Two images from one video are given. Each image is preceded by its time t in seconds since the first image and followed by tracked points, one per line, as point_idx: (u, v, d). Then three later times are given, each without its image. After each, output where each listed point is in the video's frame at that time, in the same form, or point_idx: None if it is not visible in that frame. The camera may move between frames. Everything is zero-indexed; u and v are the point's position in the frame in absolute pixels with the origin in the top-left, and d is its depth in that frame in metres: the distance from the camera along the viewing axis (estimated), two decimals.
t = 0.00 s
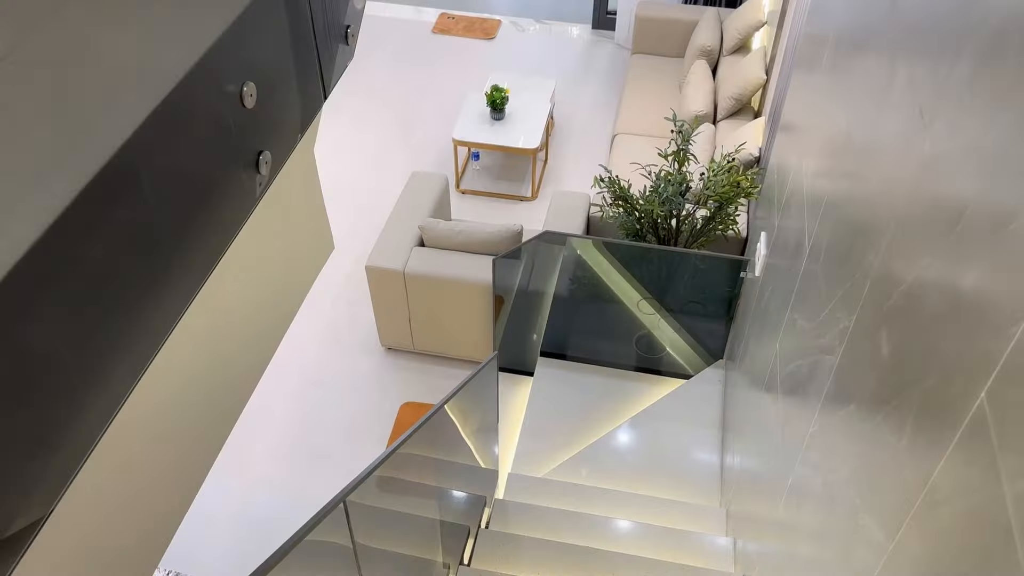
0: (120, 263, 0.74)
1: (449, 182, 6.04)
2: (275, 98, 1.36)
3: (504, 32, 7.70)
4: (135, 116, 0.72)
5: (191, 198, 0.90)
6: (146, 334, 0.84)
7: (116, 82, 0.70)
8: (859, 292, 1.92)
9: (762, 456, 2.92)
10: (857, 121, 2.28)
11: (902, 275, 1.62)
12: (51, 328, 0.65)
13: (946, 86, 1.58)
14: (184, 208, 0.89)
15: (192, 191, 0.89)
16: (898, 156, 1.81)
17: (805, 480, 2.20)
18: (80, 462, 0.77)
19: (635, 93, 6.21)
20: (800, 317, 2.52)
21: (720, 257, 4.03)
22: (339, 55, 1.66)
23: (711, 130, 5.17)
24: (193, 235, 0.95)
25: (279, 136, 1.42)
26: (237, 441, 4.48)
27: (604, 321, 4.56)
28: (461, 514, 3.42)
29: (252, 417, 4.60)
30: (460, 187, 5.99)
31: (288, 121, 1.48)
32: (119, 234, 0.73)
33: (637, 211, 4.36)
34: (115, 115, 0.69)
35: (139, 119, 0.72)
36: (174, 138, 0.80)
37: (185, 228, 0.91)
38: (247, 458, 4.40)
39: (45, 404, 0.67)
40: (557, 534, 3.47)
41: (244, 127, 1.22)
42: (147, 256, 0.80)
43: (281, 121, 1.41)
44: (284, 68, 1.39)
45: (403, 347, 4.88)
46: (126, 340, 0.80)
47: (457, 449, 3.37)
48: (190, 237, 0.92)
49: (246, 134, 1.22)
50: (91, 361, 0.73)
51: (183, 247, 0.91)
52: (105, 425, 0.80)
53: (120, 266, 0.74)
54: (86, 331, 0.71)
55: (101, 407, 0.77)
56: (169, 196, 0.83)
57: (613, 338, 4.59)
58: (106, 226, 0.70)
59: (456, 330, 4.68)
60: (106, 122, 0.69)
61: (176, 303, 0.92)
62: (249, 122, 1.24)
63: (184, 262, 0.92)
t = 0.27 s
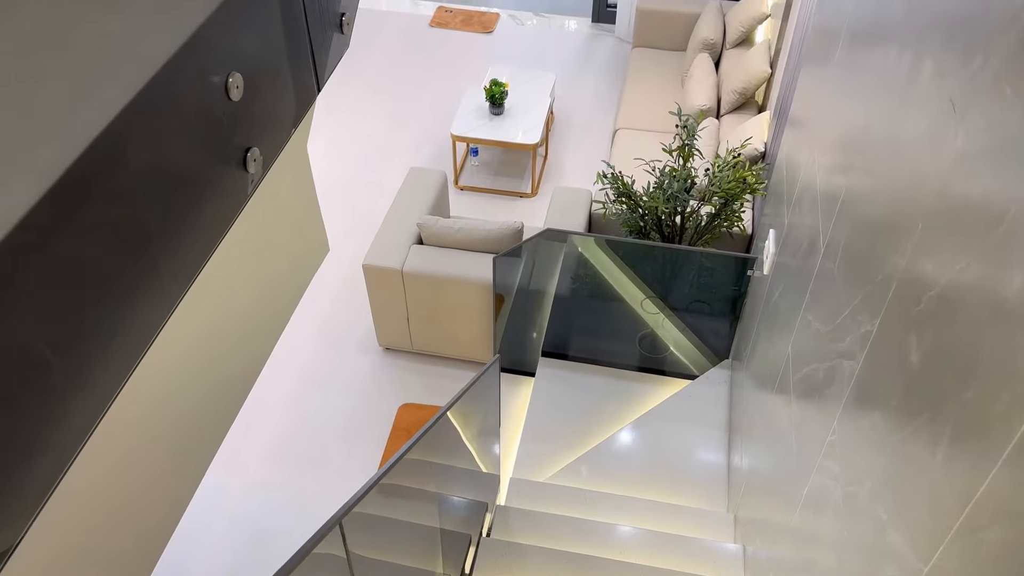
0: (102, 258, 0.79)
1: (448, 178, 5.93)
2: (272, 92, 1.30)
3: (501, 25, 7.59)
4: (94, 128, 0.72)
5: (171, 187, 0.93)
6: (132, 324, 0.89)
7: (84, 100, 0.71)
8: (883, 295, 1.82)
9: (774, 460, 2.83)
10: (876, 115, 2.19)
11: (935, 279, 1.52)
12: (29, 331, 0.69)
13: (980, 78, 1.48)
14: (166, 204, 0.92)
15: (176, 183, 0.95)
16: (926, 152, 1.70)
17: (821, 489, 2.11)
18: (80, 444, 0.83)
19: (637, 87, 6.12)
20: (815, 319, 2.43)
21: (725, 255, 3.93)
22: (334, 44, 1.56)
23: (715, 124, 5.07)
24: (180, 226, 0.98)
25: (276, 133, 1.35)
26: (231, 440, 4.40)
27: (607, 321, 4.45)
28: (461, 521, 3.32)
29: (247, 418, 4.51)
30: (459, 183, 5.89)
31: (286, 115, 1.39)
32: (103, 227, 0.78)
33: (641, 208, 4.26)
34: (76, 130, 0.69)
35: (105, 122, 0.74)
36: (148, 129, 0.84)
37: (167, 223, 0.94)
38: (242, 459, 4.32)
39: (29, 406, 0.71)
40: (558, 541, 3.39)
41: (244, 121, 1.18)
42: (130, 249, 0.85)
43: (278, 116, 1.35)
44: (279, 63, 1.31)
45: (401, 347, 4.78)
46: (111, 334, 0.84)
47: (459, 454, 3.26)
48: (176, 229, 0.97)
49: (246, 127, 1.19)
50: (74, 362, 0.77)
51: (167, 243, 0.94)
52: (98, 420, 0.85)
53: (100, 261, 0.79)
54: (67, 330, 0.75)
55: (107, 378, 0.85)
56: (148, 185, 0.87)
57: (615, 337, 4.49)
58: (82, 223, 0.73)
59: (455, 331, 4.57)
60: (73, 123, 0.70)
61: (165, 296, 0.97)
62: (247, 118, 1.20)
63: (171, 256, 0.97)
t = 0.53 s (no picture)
0: (78, 271, 0.84)
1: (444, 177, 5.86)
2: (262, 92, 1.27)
3: (497, 22, 7.51)
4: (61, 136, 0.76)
5: (150, 196, 0.98)
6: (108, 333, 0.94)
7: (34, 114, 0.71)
8: (895, 306, 1.75)
9: (778, 469, 2.76)
10: (885, 117, 2.11)
11: (954, 291, 1.45)
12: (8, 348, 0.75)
13: (1002, 81, 1.40)
14: (146, 208, 0.97)
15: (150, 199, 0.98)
16: (943, 157, 1.63)
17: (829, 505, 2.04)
18: (64, 449, 0.90)
19: (635, 84, 6.04)
20: (822, 327, 2.36)
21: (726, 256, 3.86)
22: (322, 45, 1.48)
23: (715, 123, 4.99)
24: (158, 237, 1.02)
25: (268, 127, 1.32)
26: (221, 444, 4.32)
27: (606, 323, 4.38)
28: (458, 531, 3.26)
29: (241, 423, 4.42)
30: (455, 182, 5.81)
31: (278, 112, 1.35)
32: (80, 241, 0.84)
33: (640, 208, 4.19)
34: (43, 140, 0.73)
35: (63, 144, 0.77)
36: (124, 136, 0.88)
37: (144, 233, 0.98)
38: (235, 464, 4.24)
39: (15, 419, 0.79)
40: (558, 550, 3.32)
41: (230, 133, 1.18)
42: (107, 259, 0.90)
43: (268, 115, 1.31)
44: (267, 65, 1.27)
45: (397, 350, 4.70)
46: (98, 332, 0.91)
47: (456, 463, 3.19)
48: (156, 233, 1.02)
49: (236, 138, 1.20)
50: (60, 366, 0.84)
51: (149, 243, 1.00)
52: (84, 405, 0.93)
53: (72, 273, 0.83)
54: (50, 342, 0.82)
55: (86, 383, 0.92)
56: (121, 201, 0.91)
57: (615, 340, 4.41)
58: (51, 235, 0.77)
59: (451, 334, 4.50)
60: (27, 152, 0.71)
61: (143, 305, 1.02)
62: (235, 123, 1.19)
63: (157, 257, 1.03)
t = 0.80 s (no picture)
0: (38, 266, 0.77)
1: (437, 175, 5.75)
2: (234, 79, 1.17)
3: (492, 18, 7.40)
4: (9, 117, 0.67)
5: (118, 187, 0.91)
6: (58, 339, 0.85)
7: None
8: (909, 310, 1.65)
9: (782, 477, 2.66)
10: (893, 110, 2.02)
11: (976, 295, 1.35)
12: None
13: None
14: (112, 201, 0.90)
15: (106, 192, 0.89)
16: (961, 151, 1.53)
17: (836, 519, 1.94)
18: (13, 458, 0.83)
19: (633, 80, 5.93)
20: (828, 329, 2.26)
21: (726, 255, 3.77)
22: (296, 32, 1.37)
23: (714, 119, 4.89)
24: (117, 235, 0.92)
25: (242, 118, 1.22)
26: (209, 448, 4.21)
27: (603, 323, 4.28)
28: (452, 538, 3.17)
29: (229, 427, 4.32)
30: (449, 180, 5.71)
31: (252, 101, 1.25)
32: (38, 233, 0.76)
33: (638, 206, 4.08)
34: None
35: (22, 117, 0.69)
36: (88, 118, 0.81)
37: (105, 231, 0.90)
38: (223, 468, 4.14)
39: None
40: (555, 558, 3.23)
41: (199, 123, 1.08)
42: (56, 254, 0.80)
43: (242, 105, 1.21)
44: (241, 53, 1.18)
45: (390, 351, 4.60)
46: (57, 334, 0.84)
47: (449, 469, 3.08)
48: (121, 231, 0.94)
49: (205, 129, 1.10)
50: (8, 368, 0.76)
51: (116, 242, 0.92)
52: (43, 410, 0.85)
53: (26, 265, 0.75)
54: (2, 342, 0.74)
55: (29, 396, 0.81)
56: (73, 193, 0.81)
57: (612, 341, 4.31)
58: None
59: (445, 335, 4.40)
60: None
61: (101, 309, 0.92)
62: (205, 112, 1.10)
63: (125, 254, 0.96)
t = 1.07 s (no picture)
0: None
1: (429, 172, 5.64)
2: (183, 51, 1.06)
3: (486, 13, 7.28)
4: None
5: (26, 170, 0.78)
6: None
7: None
8: (923, 310, 1.54)
9: (784, 484, 2.54)
10: (900, 97, 1.91)
11: (1002, 291, 1.23)
12: None
13: None
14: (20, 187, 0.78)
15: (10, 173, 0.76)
16: (981, 136, 1.41)
17: (844, 531, 1.83)
18: None
19: (629, 75, 5.82)
20: (834, 330, 2.14)
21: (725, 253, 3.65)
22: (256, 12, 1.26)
23: (712, 114, 4.78)
24: (36, 217, 0.81)
25: (193, 95, 1.11)
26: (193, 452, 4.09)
27: (598, 323, 4.15)
28: (440, 546, 3.05)
29: (213, 431, 4.20)
30: (441, 177, 5.59)
31: (206, 77, 1.14)
32: None
33: (634, 202, 3.96)
34: None
35: None
36: None
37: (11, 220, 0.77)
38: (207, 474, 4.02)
39: None
40: (548, 567, 3.11)
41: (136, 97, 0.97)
42: None
43: (192, 80, 1.10)
44: (185, 28, 1.06)
45: (380, 353, 4.48)
46: None
47: (438, 476, 2.96)
48: (36, 221, 0.81)
49: (143, 102, 0.98)
50: None
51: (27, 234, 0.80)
52: None
53: None
54: None
55: None
56: None
57: (608, 342, 4.19)
58: None
59: (436, 335, 4.27)
60: None
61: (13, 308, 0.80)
62: (143, 91, 0.98)
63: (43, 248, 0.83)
